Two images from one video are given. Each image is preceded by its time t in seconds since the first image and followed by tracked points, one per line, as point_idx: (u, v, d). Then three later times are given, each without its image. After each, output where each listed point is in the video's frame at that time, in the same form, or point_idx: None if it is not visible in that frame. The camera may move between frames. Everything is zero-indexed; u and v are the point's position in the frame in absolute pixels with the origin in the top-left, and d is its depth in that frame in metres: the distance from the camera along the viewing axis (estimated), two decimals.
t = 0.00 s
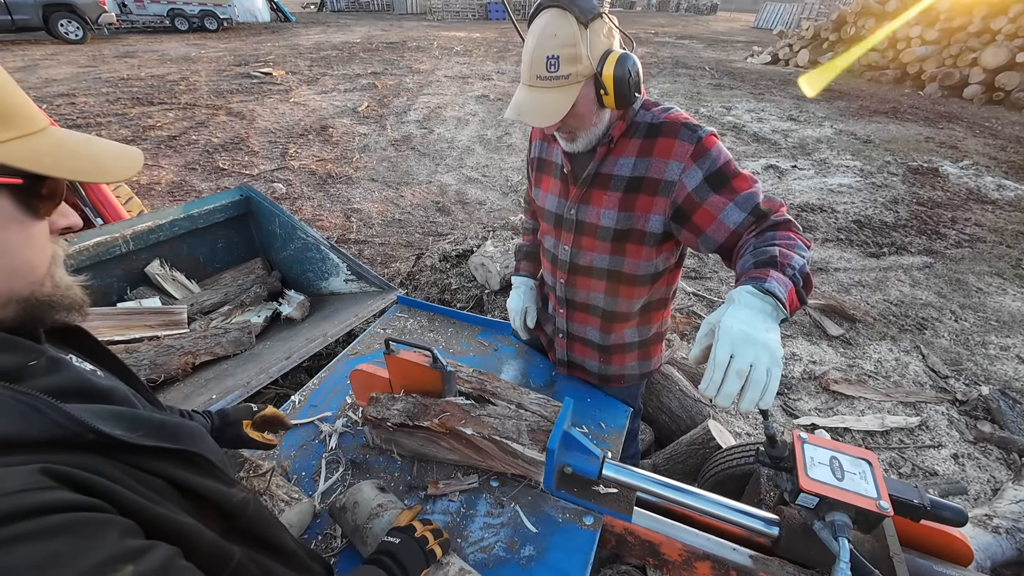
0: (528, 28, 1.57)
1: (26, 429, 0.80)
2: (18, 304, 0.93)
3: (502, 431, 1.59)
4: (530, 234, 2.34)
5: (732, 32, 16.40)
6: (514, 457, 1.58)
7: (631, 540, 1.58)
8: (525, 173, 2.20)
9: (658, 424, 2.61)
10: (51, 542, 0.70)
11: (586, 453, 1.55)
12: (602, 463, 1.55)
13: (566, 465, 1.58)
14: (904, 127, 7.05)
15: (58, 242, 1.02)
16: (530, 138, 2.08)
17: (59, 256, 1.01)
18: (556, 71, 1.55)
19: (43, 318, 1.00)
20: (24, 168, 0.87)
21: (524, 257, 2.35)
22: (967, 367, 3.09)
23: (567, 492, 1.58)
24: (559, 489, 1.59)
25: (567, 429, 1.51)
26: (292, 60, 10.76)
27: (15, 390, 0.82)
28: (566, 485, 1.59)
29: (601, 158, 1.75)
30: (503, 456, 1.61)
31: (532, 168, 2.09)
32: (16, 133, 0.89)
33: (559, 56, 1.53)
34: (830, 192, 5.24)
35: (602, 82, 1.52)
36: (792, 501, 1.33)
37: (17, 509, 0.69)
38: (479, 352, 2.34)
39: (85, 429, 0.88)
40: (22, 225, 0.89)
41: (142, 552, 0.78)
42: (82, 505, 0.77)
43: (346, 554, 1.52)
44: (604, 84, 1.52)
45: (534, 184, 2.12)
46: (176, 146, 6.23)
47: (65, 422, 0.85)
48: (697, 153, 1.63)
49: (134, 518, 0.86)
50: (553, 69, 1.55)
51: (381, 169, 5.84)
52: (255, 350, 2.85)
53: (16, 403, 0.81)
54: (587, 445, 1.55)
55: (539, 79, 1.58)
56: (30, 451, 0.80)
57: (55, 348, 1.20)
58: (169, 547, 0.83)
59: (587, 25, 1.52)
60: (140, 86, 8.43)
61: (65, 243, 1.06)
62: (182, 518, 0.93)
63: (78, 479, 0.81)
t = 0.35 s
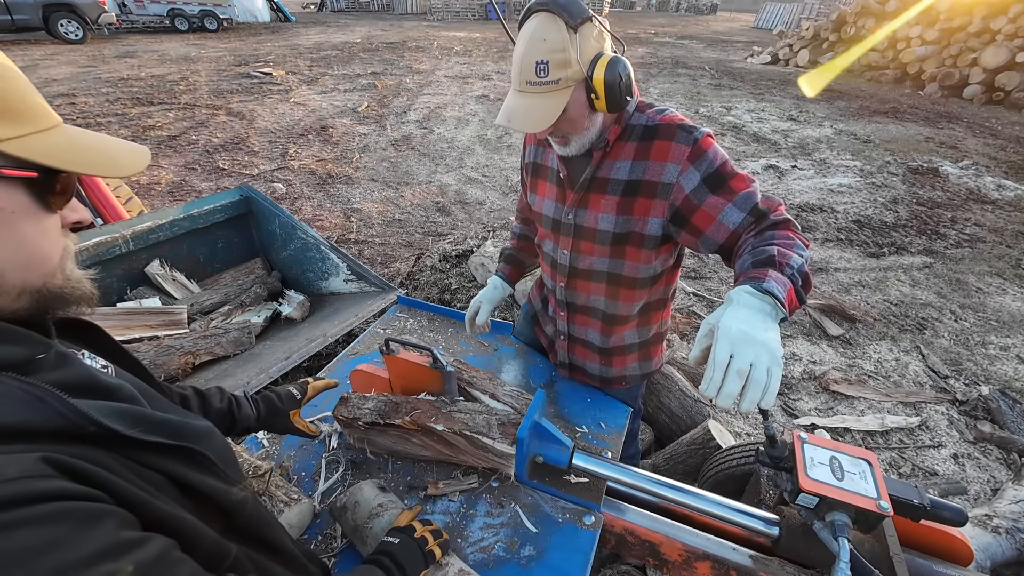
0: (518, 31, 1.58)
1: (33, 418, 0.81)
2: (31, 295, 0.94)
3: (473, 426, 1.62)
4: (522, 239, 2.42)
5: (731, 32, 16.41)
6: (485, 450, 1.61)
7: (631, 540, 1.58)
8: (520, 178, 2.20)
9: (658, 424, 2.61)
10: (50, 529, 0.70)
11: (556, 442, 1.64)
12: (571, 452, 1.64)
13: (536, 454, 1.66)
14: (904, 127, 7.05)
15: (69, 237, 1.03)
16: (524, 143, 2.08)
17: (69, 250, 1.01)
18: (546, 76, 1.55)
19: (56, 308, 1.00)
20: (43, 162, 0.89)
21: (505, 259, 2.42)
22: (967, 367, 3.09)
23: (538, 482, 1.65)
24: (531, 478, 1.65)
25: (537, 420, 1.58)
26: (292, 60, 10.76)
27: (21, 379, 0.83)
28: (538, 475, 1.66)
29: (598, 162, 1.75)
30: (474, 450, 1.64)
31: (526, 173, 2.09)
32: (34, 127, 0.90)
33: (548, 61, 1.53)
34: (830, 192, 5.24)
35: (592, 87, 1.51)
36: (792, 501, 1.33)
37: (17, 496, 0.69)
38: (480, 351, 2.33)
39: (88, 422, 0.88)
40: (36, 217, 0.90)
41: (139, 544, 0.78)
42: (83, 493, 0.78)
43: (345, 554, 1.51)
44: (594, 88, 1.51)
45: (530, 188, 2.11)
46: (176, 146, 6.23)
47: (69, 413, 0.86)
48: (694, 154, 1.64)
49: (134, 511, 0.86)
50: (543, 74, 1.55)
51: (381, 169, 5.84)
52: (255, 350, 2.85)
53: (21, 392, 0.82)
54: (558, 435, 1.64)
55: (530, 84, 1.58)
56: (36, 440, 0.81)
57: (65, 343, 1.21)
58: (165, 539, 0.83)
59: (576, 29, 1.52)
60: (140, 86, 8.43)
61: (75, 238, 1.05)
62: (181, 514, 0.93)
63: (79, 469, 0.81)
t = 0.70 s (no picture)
0: (508, 35, 1.58)
1: (26, 411, 0.81)
2: (46, 288, 0.95)
3: (446, 418, 1.70)
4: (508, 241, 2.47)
5: (731, 32, 16.41)
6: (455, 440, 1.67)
7: (630, 540, 1.57)
8: (515, 180, 2.19)
9: (658, 424, 2.61)
10: (36, 517, 0.70)
11: (528, 432, 1.70)
12: (542, 442, 1.70)
13: (508, 444, 1.72)
14: (904, 127, 7.05)
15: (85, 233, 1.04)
16: (518, 146, 2.07)
17: (85, 245, 1.02)
18: (534, 80, 1.55)
19: (71, 301, 1.01)
20: (57, 157, 0.91)
21: (488, 259, 2.46)
22: (967, 367, 3.09)
23: (511, 471, 1.71)
24: (506, 468, 1.71)
25: (508, 411, 1.63)
26: (292, 60, 10.75)
27: (20, 370, 0.83)
28: (510, 464, 1.72)
29: (593, 165, 1.75)
30: (445, 440, 1.69)
31: (522, 177, 2.09)
32: (48, 123, 0.92)
33: (537, 65, 1.53)
34: (830, 192, 5.24)
35: (581, 90, 1.51)
36: (792, 501, 1.33)
37: (4, 485, 0.69)
38: (479, 352, 2.33)
39: (84, 415, 0.88)
40: (52, 212, 0.91)
41: (126, 534, 0.78)
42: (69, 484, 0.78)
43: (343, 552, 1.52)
44: (583, 92, 1.51)
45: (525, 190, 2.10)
46: (176, 146, 6.23)
47: (65, 407, 0.86)
48: (688, 157, 1.64)
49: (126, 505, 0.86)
50: (531, 78, 1.55)
51: (381, 169, 5.84)
52: (255, 350, 2.85)
53: (18, 383, 0.82)
54: (530, 426, 1.69)
55: (519, 88, 1.57)
56: (29, 433, 0.81)
57: (85, 331, 1.21)
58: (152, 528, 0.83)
59: (565, 33, 1.52)
60: (140, 86, 8.42)
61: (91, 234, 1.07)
62: (174, 510, 0.93)
63: (69, 462, 0.81)
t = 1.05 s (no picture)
0: (515, 30, 1.59)
1: (41, 407, 0.80)
2: (67, 282, 0.95)
3: (413, 422, 1.61)
4: (500, 253, 2.27)
5: (732, 32, 16.41)
6: (422, 444, 1.59)
7: (630, 540, 1.57)
8: (514, 181, 2.17)
9: (658, 424, 2.61)
10: (45, 515, 0.70)
11: (504, 422, 1.75)
12: (516, 432, 1.75)
13: (482, 435, 1.75)
14: (904, 127, 7.05)
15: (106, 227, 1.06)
16: (519, 146, 2.05)
17: (104, 240, 1.04)
18: (538, 75, 1.55)
19: (94, 295, 1.02)
20: (79, 155, 0.92)
21: (476, 275, 2.21)
22: (967, 367, 3.09)
23: (485, 460, 1.73)
24: (481, 457, 1.73)
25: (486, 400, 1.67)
26: (292, 60, 10.76)
27: (40, 366, 0.83)
28: (485, 454, 1.74)
29: (598, 165, 1.75)
30: (413, 446, 1.61)
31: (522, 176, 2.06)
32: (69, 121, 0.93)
33: (541, 60, 1.54)
34: (830, 192, 5.24)
35: (585, 87, 1.52)
36: (792, 501, 1.33)
37: (15, 482, 0.69)
38: (479, 352, 2.32)
39: (99, 410, 0.87)
40: (72, 207, 0.92)
41: (138, 531, 0.78)
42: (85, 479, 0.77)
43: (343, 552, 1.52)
44: (587, 90, 1.51)
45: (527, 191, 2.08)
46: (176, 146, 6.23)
47: (80, 402, 0.85)
48: (693, 156, 1.64)
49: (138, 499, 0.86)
50: (536, 73, 1.56)
51: (381, 169, 5.84)
52: (255, 351, 2.85)
53: (36, 378, 0.81)
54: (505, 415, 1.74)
55: (524, 82, 1.58)
56: (44, 427, 0.80)
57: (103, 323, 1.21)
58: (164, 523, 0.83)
59: (572, 30, 1.53)
60: (140, 86, 8.43)
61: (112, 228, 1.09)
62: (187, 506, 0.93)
63: (85, 456, 0.80)
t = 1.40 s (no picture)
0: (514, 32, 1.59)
1: (101, 386, 0.80)
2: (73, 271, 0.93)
3: (300, 410, 1.71)
4: (490, 278, 2.16)
5: (732, 32, 16.41)
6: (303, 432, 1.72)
7: (630, 540, 1.57)
8: (511, 193, 2.11)
9: (658, 424, 2.61)
10: (113, 495, 0.71)
11: (513, 426, 1.72)
12: (525, 436, 1.72)
13: (492, 440, 1.73)
14: (904, 127, 7.05)
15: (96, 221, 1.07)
16: (519, 156, 2.00)
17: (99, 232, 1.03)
18: (529, 79, 1.55)
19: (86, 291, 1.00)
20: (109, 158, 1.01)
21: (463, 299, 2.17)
22: (967, 367, 3.09)
23: (496, 465, 1.71)
24: (492, 462, 1.72)
25: (496, 405, 1.65)
26: (292, 60, 10.76)
27: (89, 354, 0.83)
28: (496, 458, 1.73)
29: (611, 172, 1.75)
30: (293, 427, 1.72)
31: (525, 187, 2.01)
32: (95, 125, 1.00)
33: (532, 65, 1.54)
34: (830, 192, 5.24)
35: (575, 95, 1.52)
36: (792, 501, 1.34)
37: (88, 459, 0.70)
38: (479, 351, 2.31)
39: (147, 391, 0.87)
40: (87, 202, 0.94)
41: (188, 520, 0.80)
42: (144, 462, 0.78)
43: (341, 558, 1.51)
44: (576, 97, 1.51)
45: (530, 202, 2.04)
46: (176, 146, 6.23)
47: (133, 385, 0.85)
48: (708, 160, 1.65)
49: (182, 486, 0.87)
50: (526, 76, 1.55)
51: (381, 169, 5.84)
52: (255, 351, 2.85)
53: (88, 363, 0.81)
54: (514, 420, 1.71)
55: (516, 85, 1.58)
56: (103, 406, 0.80)
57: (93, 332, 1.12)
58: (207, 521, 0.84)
59: (566, 36, 1.51)
60: (140, 86, 8.43)
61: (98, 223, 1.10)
62: (218, 497, 0.94)
63: (144, 440, 0.81)
